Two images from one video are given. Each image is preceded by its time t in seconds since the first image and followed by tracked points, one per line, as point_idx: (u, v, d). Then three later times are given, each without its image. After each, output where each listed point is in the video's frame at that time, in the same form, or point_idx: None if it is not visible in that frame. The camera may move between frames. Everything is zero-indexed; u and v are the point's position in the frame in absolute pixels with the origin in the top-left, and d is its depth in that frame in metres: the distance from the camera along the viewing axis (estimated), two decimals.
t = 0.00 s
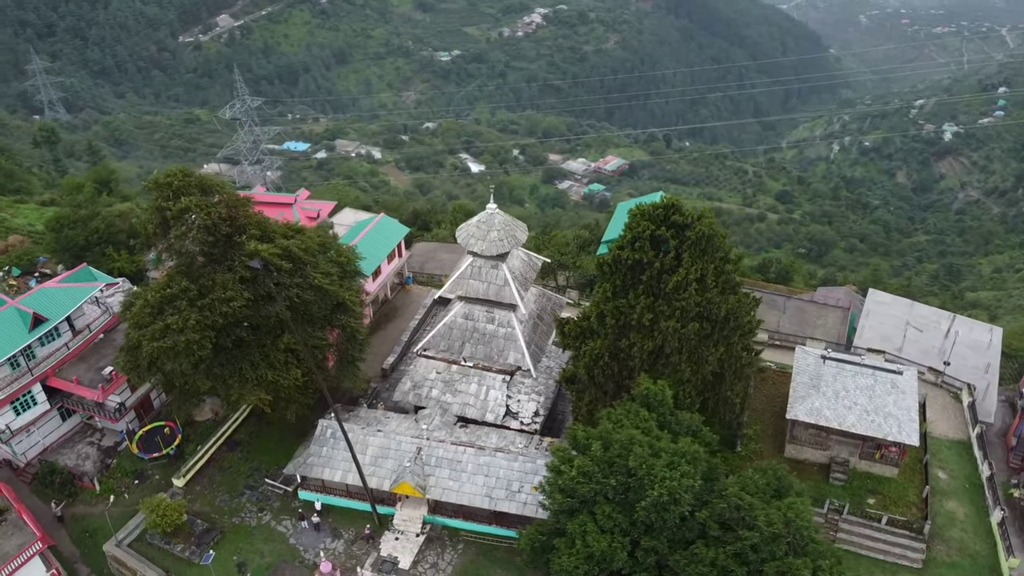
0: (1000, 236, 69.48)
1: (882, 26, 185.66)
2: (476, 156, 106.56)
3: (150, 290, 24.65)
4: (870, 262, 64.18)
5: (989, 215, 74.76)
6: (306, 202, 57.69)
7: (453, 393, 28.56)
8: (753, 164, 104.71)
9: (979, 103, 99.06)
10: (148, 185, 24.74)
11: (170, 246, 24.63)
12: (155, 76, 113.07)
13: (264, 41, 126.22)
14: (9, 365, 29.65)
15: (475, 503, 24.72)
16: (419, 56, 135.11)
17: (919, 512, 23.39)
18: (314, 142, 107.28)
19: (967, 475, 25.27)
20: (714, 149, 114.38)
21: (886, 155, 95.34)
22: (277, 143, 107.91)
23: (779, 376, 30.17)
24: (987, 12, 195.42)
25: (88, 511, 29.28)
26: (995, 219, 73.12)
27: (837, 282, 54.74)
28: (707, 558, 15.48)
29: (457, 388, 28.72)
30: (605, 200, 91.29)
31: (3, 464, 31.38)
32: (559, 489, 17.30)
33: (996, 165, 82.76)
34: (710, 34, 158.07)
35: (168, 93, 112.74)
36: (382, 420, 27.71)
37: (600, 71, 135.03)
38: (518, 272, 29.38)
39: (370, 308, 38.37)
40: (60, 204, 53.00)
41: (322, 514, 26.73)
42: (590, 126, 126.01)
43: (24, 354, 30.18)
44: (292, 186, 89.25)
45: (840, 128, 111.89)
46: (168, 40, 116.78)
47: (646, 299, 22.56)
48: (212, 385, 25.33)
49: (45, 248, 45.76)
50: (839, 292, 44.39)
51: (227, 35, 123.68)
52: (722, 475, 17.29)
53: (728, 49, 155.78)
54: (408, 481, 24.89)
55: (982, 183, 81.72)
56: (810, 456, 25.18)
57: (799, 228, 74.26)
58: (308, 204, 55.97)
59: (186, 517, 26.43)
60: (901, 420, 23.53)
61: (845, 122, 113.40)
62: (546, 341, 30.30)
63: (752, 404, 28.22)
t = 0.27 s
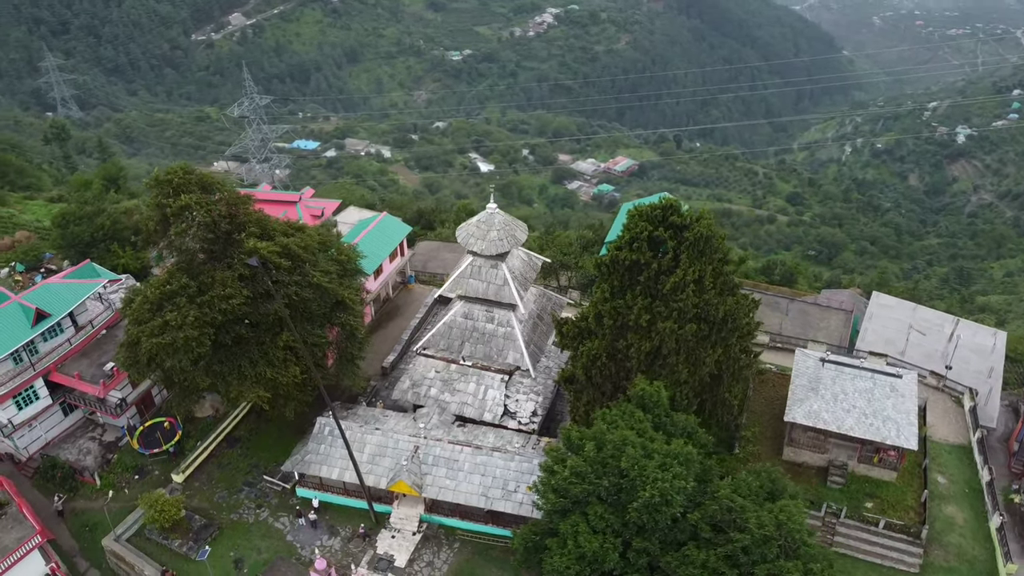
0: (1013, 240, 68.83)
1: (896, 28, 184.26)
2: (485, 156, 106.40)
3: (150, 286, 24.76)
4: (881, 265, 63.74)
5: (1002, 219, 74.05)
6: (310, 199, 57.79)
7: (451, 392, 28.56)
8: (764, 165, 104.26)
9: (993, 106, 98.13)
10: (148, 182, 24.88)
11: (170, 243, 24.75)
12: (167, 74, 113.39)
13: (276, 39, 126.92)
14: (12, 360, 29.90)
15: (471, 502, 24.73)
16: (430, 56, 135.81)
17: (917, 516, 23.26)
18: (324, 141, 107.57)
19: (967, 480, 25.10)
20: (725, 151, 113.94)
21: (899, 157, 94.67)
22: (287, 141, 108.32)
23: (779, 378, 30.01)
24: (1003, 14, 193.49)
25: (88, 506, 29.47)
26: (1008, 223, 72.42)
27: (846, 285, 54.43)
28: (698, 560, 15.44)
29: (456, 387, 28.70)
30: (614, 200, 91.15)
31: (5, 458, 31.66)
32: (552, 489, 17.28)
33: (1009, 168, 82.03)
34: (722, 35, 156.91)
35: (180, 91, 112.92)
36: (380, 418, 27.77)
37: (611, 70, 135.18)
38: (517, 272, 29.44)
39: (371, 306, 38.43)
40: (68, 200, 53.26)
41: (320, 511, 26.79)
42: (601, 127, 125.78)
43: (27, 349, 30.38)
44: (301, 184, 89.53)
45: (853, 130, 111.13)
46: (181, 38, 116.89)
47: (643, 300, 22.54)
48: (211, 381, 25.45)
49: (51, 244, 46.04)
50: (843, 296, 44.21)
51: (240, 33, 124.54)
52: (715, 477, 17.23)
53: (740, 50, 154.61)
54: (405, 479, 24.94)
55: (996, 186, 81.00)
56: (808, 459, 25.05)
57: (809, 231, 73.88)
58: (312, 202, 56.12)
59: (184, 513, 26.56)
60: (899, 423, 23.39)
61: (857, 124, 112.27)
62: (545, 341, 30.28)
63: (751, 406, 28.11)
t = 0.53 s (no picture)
0: None
1: (910, 30, 182.98)
2: (495, 156, 106.29)
3: (149, 283, 24.90)
4: (891, 267, 63.37)
5: (1015, 222, 73.35)
6: (315, 197, 58.16)
7: (449, 391, 28.56)
8: (774, 167, 103.85)
9: (1007, 108, 97.22)
10: (149, 179, 25.06)
11: (170, 240, 24.89)
12: (180, 72, 114.14)
13: (289, 38, 127.81)
14: (15, 355, 30.17)
15: (467, 501, 24.72)
16: (442, 56, 136.70)
17: (915, 521, 23.12)
18: (335, 139, 107.84)
19: (967, 485, 24.90)
20: (736, 152, 113.61)
21: (912, 160, 94.06)
22: (297, 139, 108.80)
23: (779, 381, 29.86)
24: (1020, 16, 191.64)
25: (88, 500, 29.66)
26: (1021, 227, 71.75)
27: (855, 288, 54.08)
28: (688, 562, 15.37)
29: (454, 387, 28.70)
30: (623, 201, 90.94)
31: (8, 451, 31.94)
32: (544, 489, 17.26)
33: None
34: (733, 37, 155.41)
35: (193, 89, 113.78)
36: (378, 416, 27.82)
37: (622, 71, 135.21)
38: (517, 272, 29.45)
39: (372, 305, 38.55)
40: (75, 197, 53.50)
41: (317, 508, 26.86)
42: (612, 127, 125.64)
43: (29, 344, 30.63)
44: (310, 183, 89.79)
45: (865, 132, 110.47)
46: (194, 36, 117.75)
47: (641, 301, 22.51)
48: (210, 378, 25.58)
49: (57, 239, 46.34)
50: (847, 298, 43.94)
51: (252, 32, 125.50)
52: (708, 479, 17.16)
53: (752, 52, 152.60)
54: (401, 478, 24.98)
55: (1009, 190, 80.26)
56: (806, 462, 24.92)
57: (819, 233, 73.46)
58: (317, 200, 56.49)
59: (182, 508, 26.68)
60: (898, 427, 23.21)
61: (870, 126, 111.00)
62: (545, 341, 30.24)
63: (750, 409, 27.99)
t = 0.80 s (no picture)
0: None
1: (925, 32, 181.33)
2: (505, 156, 106.16)
3: (150, 280, 25.06)
4: (903, 271, 62.85)
5: None
6: (320, 196, 58.48)
7: (448, 391, 28.58)
8: (786, 169, 103.28)
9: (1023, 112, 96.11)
10: (151, 176, 25.22)
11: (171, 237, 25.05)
12: (193, 70, 115.00)
13: (302, 37, 128.61)
14: (19, 350, 30.43)
15: (463, 500, 24.73)
16: (453, 56, 137.58)
17: (913, 526, 22.95)
18: (346, 138, 108.15)
19: (967, 490, 24.72)
20: (747, 154, 113.12)
21: (925, 163, 93.29)
22: (308, 138, 109.15)
23: (780, 384, 29.72)
24: None
25: (89, 495, 29.83)
26: None
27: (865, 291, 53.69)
28: (679, 564, 15.32)
29: (452, 386, 28.72)
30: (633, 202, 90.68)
31: (11, 445, 32.20)
32: (536, 489, 17.25)
33: None
34: (747, 39, 151.68)
35: (205, 87, 114.67)
36: (376, 415, 27.88)
37: (634, 72, 135.14)
38: (517, 272, 29.45)
39: (373, 304, 38.59)
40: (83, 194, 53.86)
41: (315, 506, 26.92)
42: (623, 128, 125.37)
43: (33, 339, 30.88)
44: (320, 182, 90.05)
45: (879, 135, 109.60)
46: (207, 35, 119.20)
47: (638, 301, 22.47)
48: (209, 375, 25.70)
49: (63, 236, 46.59)
50: (852, 302, 43.66)
51: (265, 31, 126.46)
52: (701, 482, 17.10)
53: (766, 53, 149.31)
54: (398, 476, 25.03)
55: None
56: (804, 466, 24.79)
57: (829, 235, 72.96)
58: (322, 199, 56.81)
59: (181, 504, 26.81)
60: (897, 431, 23.04)
61: (883, 128, 110.91)
62: (544, 341, 30.22)
63: (749, 411, 27.87)
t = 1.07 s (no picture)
0: None
1: (941, 34, 179.82)
2: (516, 156, 106.01)
3: (150, 277, 25.19)
4: (914, 275, 62.39)
5: None
6: (326, 194, 58.77)
7: (446, 390, 28.62)
8: (798, 171, 102.69)
9: None
10: (153, 174, 25.33)
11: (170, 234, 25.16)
12: (207, 69, 115.79)
13: (315, 36, 129.48)
14: (22, 345, 30.69)
15: (459, 499, 24.74)
16: (466, 55, 138.20)
17: (911, 531, 22.79)
18: (357, 137, 108.40)
19: (967, 496, 24.53)
20: (759, 156, 112.68)
21: (939, 166, 92.62)
22: (319, 137, 109.52)
23: (780, 386, 29.58)
24: None
25: (90, 489, 30.04)
26: None
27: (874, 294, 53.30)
28: (668, 566, 15.27)
29: (451, 385, 28.74)
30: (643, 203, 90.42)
31: (15, 439, 32.48)
32: (528, 490, 17.26)
33: None
34: (760, 39, 151.49)
35: (219, 86, 115.33)
36: (375, 413, 27.97)
37: (646, 73, 135.02)
38: (516, 272, 29.45)
39: (374, 303, 38.66)
40: (92, 190, 54.21)
41: (312, 503, 27.01)
42: (634, 129, 125.08)
43: (36, 334, 31.14)
44: (331, 180, 90.25)
45: (892, 138, 108.79)
46: (222, 33, 119.81)
47: (636, 302, 22.44)
48: (208, 371, 25.84)
49: (71, 232, 46.90)
50: (858, 304, 43.32)
51: (279, 30, 127.18)
52: (692, 485, 17.07)
53: (779, 54, 149.16)
54: (395, 475, 25.07)
55: None
56: (802, 469, 24.67)
57: (841, 238, 72.43)
58: (328, 197, 57.09)
59: (180, 500, 26.97)
60: (895, 436, 22.87)
61: (898, 131, 110.61)
62: (544, 341, 30.21)
63: (748, 414, 27.76)
